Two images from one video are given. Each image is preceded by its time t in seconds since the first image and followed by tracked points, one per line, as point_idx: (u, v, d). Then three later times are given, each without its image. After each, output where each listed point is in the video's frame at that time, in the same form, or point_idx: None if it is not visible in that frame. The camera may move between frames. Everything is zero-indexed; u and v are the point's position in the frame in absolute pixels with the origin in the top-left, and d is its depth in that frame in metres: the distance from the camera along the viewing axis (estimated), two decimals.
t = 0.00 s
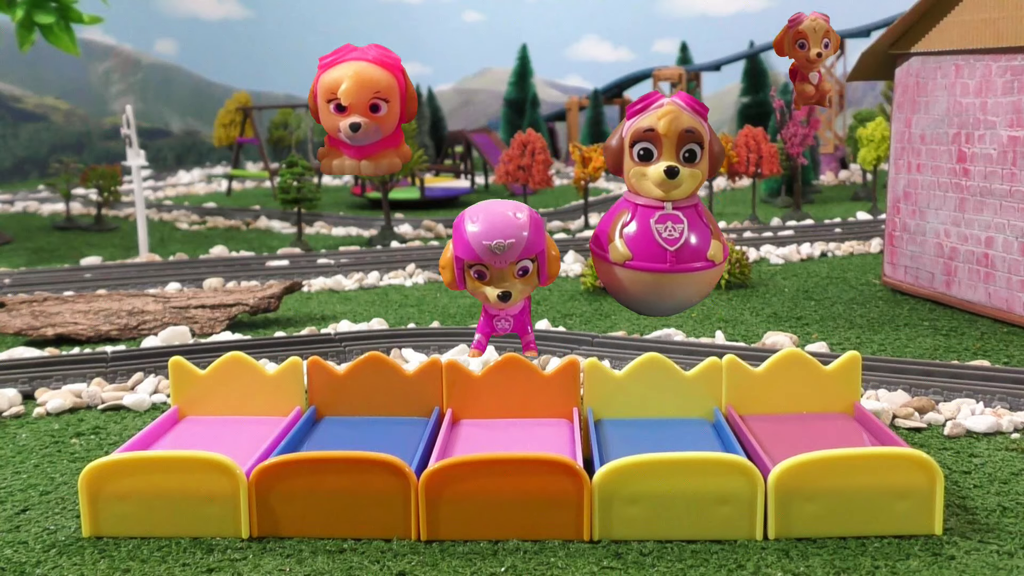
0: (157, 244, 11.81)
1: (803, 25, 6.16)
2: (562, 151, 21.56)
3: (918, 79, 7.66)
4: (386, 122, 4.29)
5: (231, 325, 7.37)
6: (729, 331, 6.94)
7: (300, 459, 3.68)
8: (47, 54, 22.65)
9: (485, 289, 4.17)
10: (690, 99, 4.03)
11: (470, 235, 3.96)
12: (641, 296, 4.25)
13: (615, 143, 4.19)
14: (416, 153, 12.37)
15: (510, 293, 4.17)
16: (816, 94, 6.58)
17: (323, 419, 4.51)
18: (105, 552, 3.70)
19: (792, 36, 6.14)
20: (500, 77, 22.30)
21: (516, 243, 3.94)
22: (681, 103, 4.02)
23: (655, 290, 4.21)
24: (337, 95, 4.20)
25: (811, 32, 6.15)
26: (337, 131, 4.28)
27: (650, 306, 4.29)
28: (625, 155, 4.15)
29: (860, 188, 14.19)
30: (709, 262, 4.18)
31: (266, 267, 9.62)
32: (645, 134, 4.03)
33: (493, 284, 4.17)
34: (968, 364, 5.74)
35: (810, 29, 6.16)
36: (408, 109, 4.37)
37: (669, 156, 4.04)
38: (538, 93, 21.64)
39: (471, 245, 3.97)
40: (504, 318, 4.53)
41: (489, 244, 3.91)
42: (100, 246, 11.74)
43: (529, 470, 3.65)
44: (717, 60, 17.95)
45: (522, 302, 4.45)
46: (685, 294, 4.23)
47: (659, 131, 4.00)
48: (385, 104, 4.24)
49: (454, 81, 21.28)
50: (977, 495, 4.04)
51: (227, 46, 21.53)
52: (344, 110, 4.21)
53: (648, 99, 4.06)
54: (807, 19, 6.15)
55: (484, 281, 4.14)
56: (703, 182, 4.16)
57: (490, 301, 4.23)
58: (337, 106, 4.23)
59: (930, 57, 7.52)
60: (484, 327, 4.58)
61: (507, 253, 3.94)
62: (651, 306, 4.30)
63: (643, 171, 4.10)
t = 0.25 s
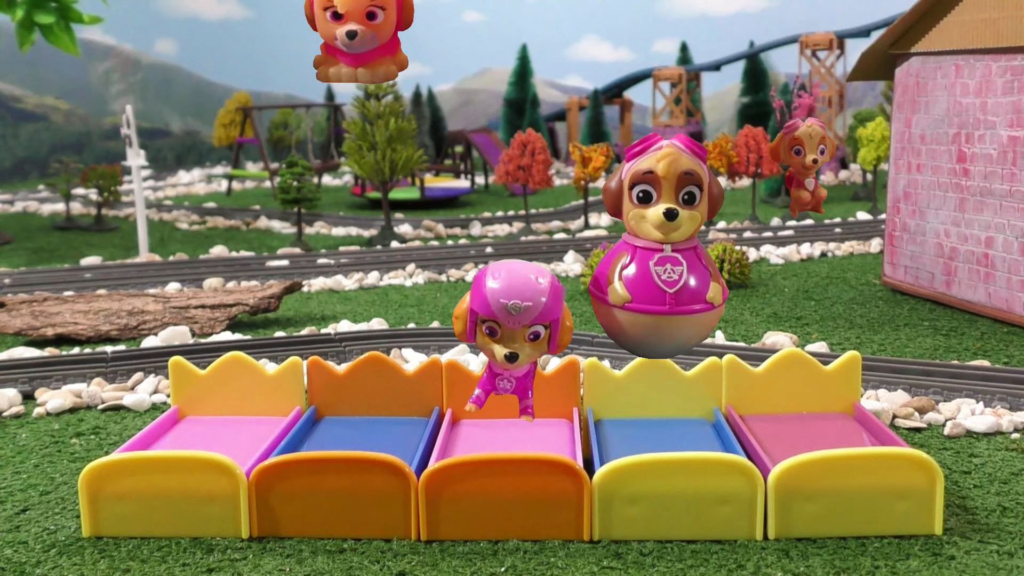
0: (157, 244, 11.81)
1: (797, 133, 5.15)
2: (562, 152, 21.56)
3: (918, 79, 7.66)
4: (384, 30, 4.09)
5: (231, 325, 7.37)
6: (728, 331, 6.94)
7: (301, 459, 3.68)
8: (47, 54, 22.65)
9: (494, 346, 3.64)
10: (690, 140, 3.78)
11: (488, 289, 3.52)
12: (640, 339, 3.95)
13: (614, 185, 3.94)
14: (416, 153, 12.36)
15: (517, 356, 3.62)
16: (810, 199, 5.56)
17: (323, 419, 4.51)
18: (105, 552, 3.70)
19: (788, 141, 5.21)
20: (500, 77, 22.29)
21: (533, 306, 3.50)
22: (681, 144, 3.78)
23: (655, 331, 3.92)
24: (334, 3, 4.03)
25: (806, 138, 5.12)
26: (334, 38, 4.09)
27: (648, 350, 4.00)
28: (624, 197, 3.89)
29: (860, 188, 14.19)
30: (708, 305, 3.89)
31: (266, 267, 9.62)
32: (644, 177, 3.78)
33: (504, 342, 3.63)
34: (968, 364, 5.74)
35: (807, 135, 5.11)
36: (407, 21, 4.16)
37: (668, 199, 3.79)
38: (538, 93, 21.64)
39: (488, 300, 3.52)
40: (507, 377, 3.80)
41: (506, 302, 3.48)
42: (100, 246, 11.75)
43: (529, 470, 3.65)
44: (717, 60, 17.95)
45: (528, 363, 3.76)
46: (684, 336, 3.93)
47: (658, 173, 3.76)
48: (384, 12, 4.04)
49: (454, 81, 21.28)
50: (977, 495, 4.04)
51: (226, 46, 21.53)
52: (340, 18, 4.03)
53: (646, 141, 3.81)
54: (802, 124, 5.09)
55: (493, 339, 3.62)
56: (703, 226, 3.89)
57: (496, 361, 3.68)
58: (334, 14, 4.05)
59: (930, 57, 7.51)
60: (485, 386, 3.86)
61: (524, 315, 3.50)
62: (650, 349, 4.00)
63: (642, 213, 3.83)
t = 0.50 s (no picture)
0: (157, 244, 11.81)
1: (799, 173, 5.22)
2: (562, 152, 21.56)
3: (918, 79, 7.66)
4: (379, 129, 4.06)
5: (231, 325, 7.37)
6: (728, 331, 6.94)
7: (301, 459, 3.68)
8: (47, 54, 22.65)
9: (523, 195, 3.65)
10: (693, 193, 3.44)
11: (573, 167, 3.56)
12: (641, 395, 3.47)
13: (615, 240, 3.55)
14: (416, 153, 12.36)
15: (520, 214, 3.67)
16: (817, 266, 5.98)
17: (323, 419, 4.51)
18: (105, 552, 3.70)
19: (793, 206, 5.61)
20: (500, 77, 22.29)
21: (576, 214, 3.58)
22: (683, 196, 3.44)
23: (656, 386, 3.44)
24: (330, 102, 3.97)
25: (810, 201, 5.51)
26: (330, 137, 4.04)
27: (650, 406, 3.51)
28: (624, 253, 3.51)
29: (860, 188, 14.19)
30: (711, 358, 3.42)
31: (266, 267, 9.62)
32: (646, 230, 3.41)
33: (531, 203, 3.65)
34: (968, 364, 5.74)
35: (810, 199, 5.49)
36: (402, 117, 4.15)
37: (672, 251, 3.40)
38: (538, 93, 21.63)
39: (562, 169, 3.57)
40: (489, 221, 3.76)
41: (570, 189, 3.55)
42: (100, 246, 11.75)
43: (529, 470, 3.65)
44: (717, 60, 17.95)
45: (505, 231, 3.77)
46: (687, 393, 3.44)
47: (661, 226, 3.39)
48: (380, 111, 4.02)
49: (454, 81, 21.29)
50: (977, 495, 4.03)
51: (226, 46, 21.54)
52: (336, 117, 3.98)
53: (647, 194, 3.48)
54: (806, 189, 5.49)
55: (533, 195, 3.63)
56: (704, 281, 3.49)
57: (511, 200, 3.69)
58: (331, 113, 4.00)
59: (930, 57, 7.51)
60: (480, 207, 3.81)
61: (566, 210, 3.58)
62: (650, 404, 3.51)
63: (643, 267, 3.42)
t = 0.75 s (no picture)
0: (157, 244, 11.81)
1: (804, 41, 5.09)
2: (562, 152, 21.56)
3: (918, 79, 7.66)
4: (382, 350, 3.82)
5: (231, 325, 7.37)
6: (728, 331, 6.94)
7: (300, 459, 3.68)
8: (47, 54, 22.64)
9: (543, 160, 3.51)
10: (697, 195, 3.53)
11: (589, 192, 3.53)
12: (646, 396, 3.61)
13: (619, 241, 3.63)
14: (416, 153, 12.35)
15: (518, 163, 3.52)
16: (818, 108, 6.02)
17: (323, 419, 4.51)
18: (105, 552, 3.70)
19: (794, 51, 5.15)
20: (500, 77, 22.29)
21: (552, 216, 3.56)
22: (687, 199, 3.53)
23: (661, 387, 3.58)
24: (332, 324, 3.75)
25: (811, 47, 5.08)
26: (332, 359, 3.79)
27: (653, 406, 3.65)
28: (629, 253, 3.59)
29: (860, 188, 14.19)
30: (715, 360, 3.55)
31: (266, 267, 9.62)
32: (650, 232, 3.50)
33: (536, 171, 3.53)
34: (968, 364, 5.74)
35: (812, 44, 5.05)
36: (406, 339, 3.92)
37: (676, 254, 3.49)
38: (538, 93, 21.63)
39: (583, 180, 3.54)
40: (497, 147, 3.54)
41: (570, 202, 3.55)
42: (100, 246, 11.75)
43: (529, 470, 3.65)
44: (717, 60, 17.95)
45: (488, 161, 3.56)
46: (690, 394, 3.59)
47: (665, 228, 3.47)
48: (383, 332, 3.79)
49: (454, 81, 21.29)
50: (977, 495, 4.04)
51: (226, 46, 21.54)
52: (338, 339, 3.74)
53: (652, 196, 3.55)
54: (808, 34, 5.04)
55: (544, 172, 3.54)
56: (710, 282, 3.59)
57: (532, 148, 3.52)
58: (333, 334, 3.76)
59: (930, 57, 7.51)
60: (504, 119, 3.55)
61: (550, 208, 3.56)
62: (655, 406, 3.66)
63: (647, 270, 3.52)
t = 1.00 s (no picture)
0: (157, 244, 11.80)
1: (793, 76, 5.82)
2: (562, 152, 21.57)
3: (918, 79, 7.66)
4: (386, 122, 4.21)
5: (231, 325, 7.36)
6: (728, 331, 6.94)
7: (300, 459, 3.68)
8: (47, 54, 22.64)
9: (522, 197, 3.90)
10: (697, 118, 3.94)
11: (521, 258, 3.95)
12: (648, 315, 4.18)
13: (622, 163, 4.10)
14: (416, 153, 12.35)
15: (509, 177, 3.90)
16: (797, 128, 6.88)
17: (323, 419, 4.51)
18: (105, 552, 3.70)
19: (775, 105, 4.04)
20: (500, 77, 22.29)
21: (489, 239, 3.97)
22: (688, 123, 3.94)
23: (661, 308, 4.15)
24: (337, 96, 4.10)
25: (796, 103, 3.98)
26: (337, 130, 4.19)
27: (654, 326, 4.22)
28: (631, 175, 4.06)
29: (860, 188, 14.19)
30: (715, 281, 4.14)
31: (266, 267, 9.62)
32: (652, 155, 3.94)
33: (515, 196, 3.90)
34: (968, 364, 5.74)
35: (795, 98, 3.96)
36: (409, 112, 4.27)
37: (676, 176, 3.95)
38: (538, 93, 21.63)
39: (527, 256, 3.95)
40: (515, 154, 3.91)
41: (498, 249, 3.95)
42: (100, 246, 11.74)
43: (529, 470, 3.65)
44: (717, 60, 17.95)
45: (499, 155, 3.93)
46: (691, 314, 4.17)
47: (666, 151, 3.91)
48: (386, 104, 4.16)
49: (454, 81, 21.29)
50: (977, 495, 4.03)
51: (226, 46, 21.53)
52: (343, 111, 4.12)
53: (653, 120, 3.97)
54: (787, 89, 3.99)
55: (513, 209, 3.94)
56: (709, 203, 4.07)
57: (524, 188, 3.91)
58: (337, 106, 4.13)
59: (930, 57, 7.52)
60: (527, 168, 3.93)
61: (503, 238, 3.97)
62: (657, 324, 4.24)
63: (649, 191, 4.01)
